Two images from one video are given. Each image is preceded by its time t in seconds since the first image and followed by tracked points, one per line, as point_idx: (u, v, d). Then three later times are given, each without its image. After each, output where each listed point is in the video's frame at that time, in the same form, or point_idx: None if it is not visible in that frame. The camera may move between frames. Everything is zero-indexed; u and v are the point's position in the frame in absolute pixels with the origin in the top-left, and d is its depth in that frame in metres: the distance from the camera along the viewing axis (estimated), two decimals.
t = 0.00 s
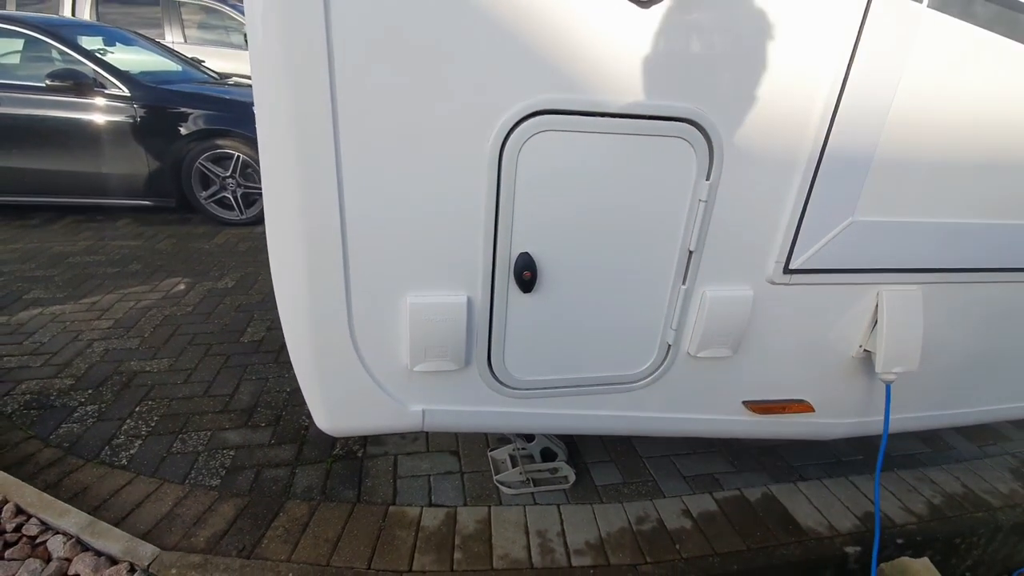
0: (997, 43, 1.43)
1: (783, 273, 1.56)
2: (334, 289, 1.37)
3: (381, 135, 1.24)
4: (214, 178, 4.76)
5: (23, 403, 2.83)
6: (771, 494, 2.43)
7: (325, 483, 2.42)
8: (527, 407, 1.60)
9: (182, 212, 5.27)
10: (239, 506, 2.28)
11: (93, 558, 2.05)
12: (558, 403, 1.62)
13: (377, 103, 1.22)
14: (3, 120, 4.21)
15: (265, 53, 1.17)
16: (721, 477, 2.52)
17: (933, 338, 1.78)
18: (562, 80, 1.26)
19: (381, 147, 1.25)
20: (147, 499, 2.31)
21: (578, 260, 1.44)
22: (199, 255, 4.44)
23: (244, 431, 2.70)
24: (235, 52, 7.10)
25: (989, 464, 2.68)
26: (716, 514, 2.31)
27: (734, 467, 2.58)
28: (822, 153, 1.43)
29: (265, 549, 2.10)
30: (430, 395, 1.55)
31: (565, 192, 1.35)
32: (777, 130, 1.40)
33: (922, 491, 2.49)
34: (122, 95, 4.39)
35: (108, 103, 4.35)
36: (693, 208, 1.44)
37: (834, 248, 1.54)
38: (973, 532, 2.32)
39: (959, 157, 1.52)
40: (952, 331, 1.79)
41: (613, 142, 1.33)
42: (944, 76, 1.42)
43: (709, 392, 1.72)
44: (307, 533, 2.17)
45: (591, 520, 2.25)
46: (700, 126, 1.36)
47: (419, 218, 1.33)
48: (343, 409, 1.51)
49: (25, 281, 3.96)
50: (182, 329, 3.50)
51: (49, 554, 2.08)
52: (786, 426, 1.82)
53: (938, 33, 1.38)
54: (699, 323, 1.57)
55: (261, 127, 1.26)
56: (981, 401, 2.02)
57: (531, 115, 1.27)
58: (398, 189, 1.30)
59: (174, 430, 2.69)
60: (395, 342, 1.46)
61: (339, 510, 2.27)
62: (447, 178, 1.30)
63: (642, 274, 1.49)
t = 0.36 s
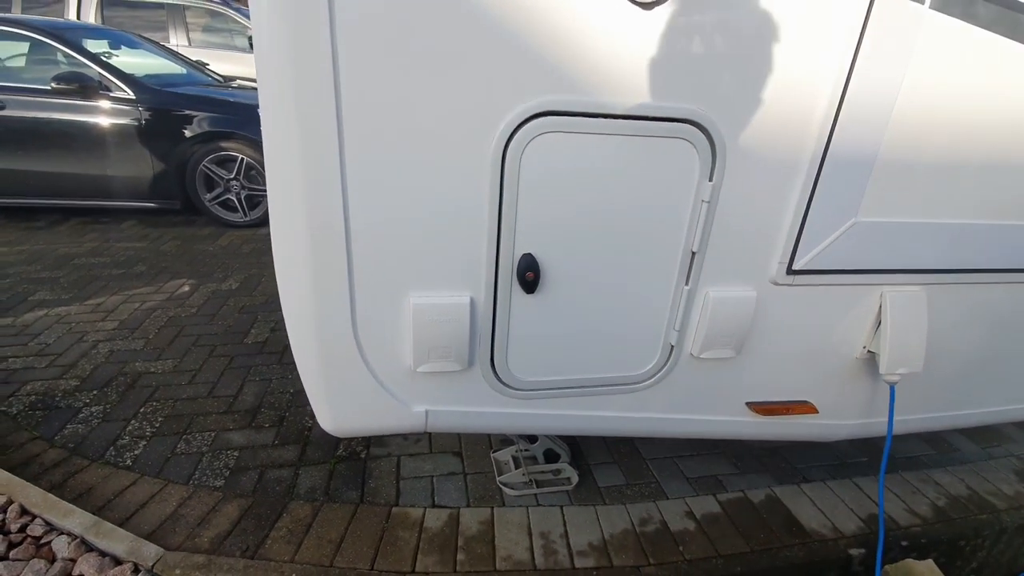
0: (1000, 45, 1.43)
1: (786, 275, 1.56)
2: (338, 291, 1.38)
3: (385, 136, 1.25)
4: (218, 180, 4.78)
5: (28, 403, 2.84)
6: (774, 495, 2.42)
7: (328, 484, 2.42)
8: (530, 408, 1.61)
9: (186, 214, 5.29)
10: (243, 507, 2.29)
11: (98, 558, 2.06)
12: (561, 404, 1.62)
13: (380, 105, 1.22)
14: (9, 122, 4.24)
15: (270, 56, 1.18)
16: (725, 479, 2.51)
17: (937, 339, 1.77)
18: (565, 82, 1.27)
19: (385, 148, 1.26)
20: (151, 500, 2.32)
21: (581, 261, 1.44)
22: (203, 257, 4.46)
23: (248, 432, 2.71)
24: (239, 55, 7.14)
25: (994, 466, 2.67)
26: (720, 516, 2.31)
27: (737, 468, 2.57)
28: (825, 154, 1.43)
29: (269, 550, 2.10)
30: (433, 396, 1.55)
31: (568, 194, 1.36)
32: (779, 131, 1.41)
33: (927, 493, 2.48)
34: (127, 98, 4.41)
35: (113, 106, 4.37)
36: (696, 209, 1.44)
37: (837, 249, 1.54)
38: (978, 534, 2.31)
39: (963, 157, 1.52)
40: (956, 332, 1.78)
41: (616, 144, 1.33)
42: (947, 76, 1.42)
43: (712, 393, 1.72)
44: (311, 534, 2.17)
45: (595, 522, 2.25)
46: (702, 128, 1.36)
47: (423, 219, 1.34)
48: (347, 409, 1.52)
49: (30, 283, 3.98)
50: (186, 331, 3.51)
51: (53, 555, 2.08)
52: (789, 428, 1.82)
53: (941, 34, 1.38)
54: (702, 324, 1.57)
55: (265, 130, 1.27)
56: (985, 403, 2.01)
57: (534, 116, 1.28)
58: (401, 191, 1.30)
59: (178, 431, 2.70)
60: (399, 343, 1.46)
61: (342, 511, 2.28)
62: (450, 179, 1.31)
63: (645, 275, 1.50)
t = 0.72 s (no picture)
0: (1008, 46, 1.42)
1: (792, 276, 1.55)
2: (344, 292, 1.38)
3: (391, 138, 1.25)
4: (224, 182, 4.80)
5: (36, 404, 2.86)
6: (780, 498, 2.41)
7: (333, 484, 2.43)
8: (535, 410, 1.60)
9: (192, 215, 5.31)
10: (249, 507, 2.29)
11: (104, 558, 2.07)
12: (566, 405, 1.62)
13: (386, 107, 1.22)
14: (17, 125, 4.27)
15: (277, 58, 1.18)
16: (730, 481, 2.50)
17: (944, 340, 1.76)
18: (570, 84, 1.27)
19: (391, 150, 1.26)
20: (157, 500, 2.33)
21: (586, 262, 1.44)
22: (209, 258, 4.48)
23: (253, 433, 2.71)
24: (245, 56, 7.17)
25: (1001, 468, 2.65)
26: (725, 518, 2.30)
27: (743, 470, 2.56)
28: (831, 155, 1.42)
29: (274, 550, 2.11)
30: (438, 397, 1.55)
31: (573, 195, 1.36)
32: (786, 132, 1.40)
33: (934, 496, 2.46)
34: (134, 100, 4.44)
35: (120, 108, 4.40)
36: (702, 210, 1.44)
37: (844, 250, 1.53)
38: (985, 537, 2.29)
39: (971, 158, 1.51)
40: (963, 334, 1.78)
41: (621, 145, 1.33)
42: (954, 76, 1.42)
43: (717, 395, 1.71)
44: (316, 534, 2.18)
45: (600, 524, 2.25)
46: (708, 129, 1.36)
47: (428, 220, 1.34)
48: (352, 410, 1.52)
49: (37, 284, 4.00)
50: (192, 332, 3.52)
51: (60, 555, 2.09)
52: (795, 430, 1.82)
53: (948, 34, 1.37)
54: (708, 326, 1.57)
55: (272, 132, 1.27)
56: (993, 405, 2.00)
57: (539, 118, 1.28)
58: (407, 192, 1.31)
59: (184, 431, 2.71)
60: (404, 344, 1.47)
61: (347, 512, 2.28)
62: (456, 180, 1.31)
63: (650, 276, 1.49)
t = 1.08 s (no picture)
0: (1012, 49, 1.42)
1: (797, 279, 1.55)
2: (349, 293, 1.39)
3: (397, 140, 1.26)
4: (230, 183, 4.83)
5: (44, 403, 2.88)
6: (784, 500, 2.40)
7: (338, 484, 2.44)
8: (539, 412, 1.61)
9: (198, 216, 5.34)
10: (255, 507, 2.31)
11: (112, 557, 2.08)
12: (571, 407, 1.62)
13: (393, 108, 1.24)
14: (26, 126, 4.31)
15: (286, 62, 1.19)
16: (734, 483, 2.50)
17: (949, 344, 1.76)
18: (575, 86, 1.27)
19: (397, 151, 1.27)
20: (164, 500, 2.34)
21: (590, 265, 1.44)
22: (215, 259, 4.50)
23: (259, 433, 2.73)
24: (250, 58, 7.21)
25: (1007, 472, 2.64)
26: (729, 520, 2.30)
27: (747, 473, 2.56)
28: (836, 158, 1.43)
29: (279, 550, 2.12)
30: (443, 398, 1.56)
31: (579, 198, 1.36)
32: (790, 134, 1.40)
33: (939, 499, 2.45)
34: (141, 102, 4.47)
35: (127, 110, 4.43)
36: (708, 213, 1.45)
37: (849, 253, 1.53)
38: (990, 541, 2.29)
39: (976, 161, 1.51)
40: (969, 338, 1.77)
41: (626, 148, 1.34)
42: (959, 78, 1.42)
43: (721, 397, 1.71)
44: (321, 534, 2.19)
45: (604, 525, 2.25)
46: (713, 132, 1.36)
47: (435, 222, 1.35)
48: (357, 411, 1.53)
49: (45, 284, 4.03)
50: (198, 332, 3.54)
51: (67, 553, 2.10)
52: (799, 433, 1.81)
53: (953, 38, 1.37)
54: (712, 328, 1.57)
55: (280, 135, 1.28)
56: (998, 408, 1.99)
57: (544, 121, 1.29)
58: (414, 193, 1.32)
59: (190, 431, 2.73)
60: (409, 346, 1.47)
61: (352, 512, 2.29)
62: (462, 182, 1.32)
63: (655, 279, 1.50)
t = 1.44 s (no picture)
0: (1017, 50, 1.42)
1: (800, 279, 1.56)
2: (354, 293, 1.41)
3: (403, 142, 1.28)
4: (236, 184, 4.86)
5: (54, 402, 2.91)
6: (788, 501, 2.40)
7: (343, 483, 2.45)
8: (543, 412, 1.62)
9: (205, 217, 5.38)
10: (261, 505, 2.33)
11: (120, 554, 2.10)
12: (574, 407, 1.63)
13: (398, 111, 1.25)
14: (36, 128, 4.36)
15: (293, 65, 1.21)
16: (738, 484, 2.50)
17: (953, 344, 1.76)
18: (579, 88, 1.28)
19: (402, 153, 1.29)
20: (171, 497, 2.37)
21: (593, 266, 1.45)
22: (222, 259, 4.54)
23: (265, 432, 2.75)
24: (257, 60, 7.25)
25: (1013, 473, 2.63)
26: (733, 521, 2.30)
27: (751, 473, 2.56)
28: (839, 159, 1.43)
29: (285, 548, 2.14)
30: (447, 398, 1.58)
31: (583, 198, 1.37)
32: (794, 135, 1.41)
33: (944, 500, 2.45)
34: (149, 103, 4.51)
35: (135, 112, 4.47)
36: (711, 213, 1.45)
37: (852, 254, 1.54)
38: (996, 542, 2.28)
39: (980, 162, 1.51)
40: (973, 339, 1.77)
41: (629, 148, 1.35)
42: (963, 79, 1.42)
43: (725, 397, 1.72)
44: (326, 532, 2.21)
45: (607, 525, 2.26)
46: (715, 132, 1.37)
47: (439, 223, 1.36)
48: (362, 410, 1.55)
49: (55, 284, 4.08)
50: (205, 332, 3.57)
51: (77, 550, 2.13)
52: (802, 433, 1.82)
53: (956, 38, 1.37)
54: (715, 329, 1.58)
55: (287, 137, 1.30)
56: (1004, 409, 1.99)
57: (548, 122, 1.30)
58: (419, 195, 1.33)
59: (197, 430, 2.75)
60: (414, 346, 1.49)
61: (357, 511, 2.31)
62: (466, 184, 1.33)
63: (658, 279, 1.50)
